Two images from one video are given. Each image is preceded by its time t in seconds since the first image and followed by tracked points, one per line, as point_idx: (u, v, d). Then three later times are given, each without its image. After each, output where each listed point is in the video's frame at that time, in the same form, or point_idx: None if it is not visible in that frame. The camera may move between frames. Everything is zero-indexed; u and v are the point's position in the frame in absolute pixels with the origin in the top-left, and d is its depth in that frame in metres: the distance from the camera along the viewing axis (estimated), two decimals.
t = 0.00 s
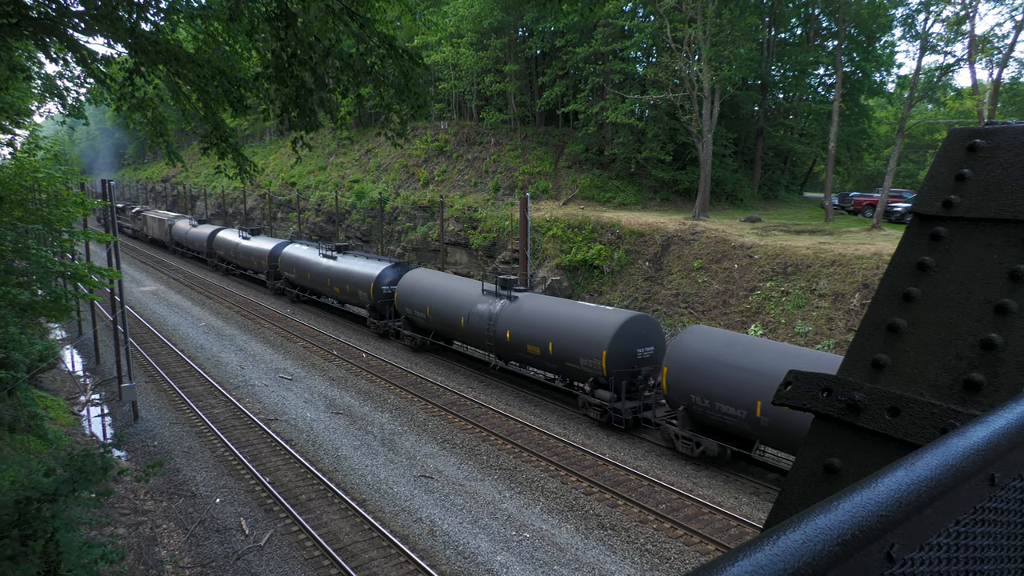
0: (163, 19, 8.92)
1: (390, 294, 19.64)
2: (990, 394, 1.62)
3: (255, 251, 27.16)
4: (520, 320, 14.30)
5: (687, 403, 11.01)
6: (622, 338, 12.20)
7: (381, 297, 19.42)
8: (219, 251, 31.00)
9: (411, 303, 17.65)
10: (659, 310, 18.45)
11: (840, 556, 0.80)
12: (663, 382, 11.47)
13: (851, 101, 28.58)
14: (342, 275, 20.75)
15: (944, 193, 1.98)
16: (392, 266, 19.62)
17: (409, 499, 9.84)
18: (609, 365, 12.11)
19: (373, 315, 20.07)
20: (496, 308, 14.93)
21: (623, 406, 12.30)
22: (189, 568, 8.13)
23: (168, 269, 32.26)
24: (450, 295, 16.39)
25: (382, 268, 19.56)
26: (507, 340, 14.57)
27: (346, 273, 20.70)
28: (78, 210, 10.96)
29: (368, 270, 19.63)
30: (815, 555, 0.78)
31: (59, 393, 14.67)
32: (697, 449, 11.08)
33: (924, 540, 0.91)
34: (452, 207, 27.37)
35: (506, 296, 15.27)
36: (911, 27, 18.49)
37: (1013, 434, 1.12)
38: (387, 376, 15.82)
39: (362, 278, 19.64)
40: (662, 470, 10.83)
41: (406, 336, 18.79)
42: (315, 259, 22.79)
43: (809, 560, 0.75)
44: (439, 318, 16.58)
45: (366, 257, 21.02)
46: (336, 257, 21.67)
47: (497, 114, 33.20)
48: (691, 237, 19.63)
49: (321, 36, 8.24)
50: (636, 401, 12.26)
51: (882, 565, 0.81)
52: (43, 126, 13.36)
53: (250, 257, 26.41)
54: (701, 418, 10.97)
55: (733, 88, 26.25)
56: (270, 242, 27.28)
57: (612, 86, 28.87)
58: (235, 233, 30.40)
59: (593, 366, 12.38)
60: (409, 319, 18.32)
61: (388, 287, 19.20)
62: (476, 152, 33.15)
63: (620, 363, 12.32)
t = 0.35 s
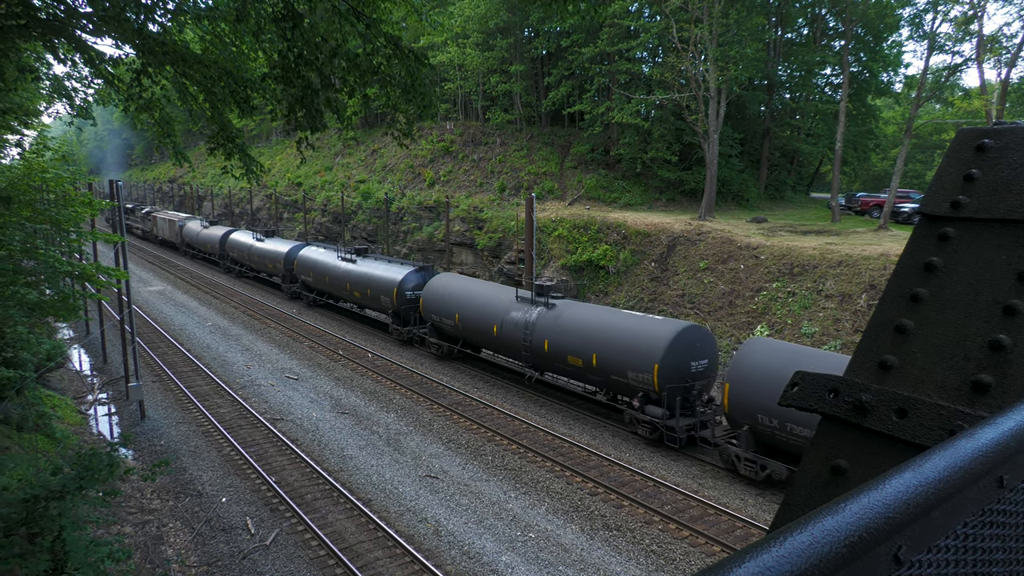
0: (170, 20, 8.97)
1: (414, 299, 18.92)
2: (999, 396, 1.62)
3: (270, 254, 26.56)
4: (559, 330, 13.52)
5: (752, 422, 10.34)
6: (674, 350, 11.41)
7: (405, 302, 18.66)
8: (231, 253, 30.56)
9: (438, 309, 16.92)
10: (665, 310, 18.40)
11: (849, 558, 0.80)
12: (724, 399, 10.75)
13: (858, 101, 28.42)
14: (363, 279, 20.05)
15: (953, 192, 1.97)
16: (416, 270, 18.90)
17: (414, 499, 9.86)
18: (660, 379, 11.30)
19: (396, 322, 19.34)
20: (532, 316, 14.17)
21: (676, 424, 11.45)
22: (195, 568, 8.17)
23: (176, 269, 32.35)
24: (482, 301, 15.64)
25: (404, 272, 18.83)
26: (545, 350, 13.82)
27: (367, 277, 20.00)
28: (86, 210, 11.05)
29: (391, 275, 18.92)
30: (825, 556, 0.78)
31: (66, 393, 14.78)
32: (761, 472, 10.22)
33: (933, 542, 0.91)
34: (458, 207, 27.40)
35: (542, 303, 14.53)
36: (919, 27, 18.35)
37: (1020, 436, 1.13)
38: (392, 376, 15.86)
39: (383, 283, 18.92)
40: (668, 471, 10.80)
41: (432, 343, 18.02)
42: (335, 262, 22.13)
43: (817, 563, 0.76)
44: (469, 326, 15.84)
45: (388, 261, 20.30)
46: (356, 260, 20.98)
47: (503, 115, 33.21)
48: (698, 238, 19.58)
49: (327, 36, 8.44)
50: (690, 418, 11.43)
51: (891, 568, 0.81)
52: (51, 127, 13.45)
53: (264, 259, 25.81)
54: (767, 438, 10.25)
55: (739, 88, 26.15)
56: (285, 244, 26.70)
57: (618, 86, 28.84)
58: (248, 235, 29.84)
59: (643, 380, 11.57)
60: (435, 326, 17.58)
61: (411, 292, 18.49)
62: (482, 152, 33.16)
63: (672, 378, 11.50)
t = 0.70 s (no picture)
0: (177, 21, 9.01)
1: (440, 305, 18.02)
2: (1007, 396, 1.62)
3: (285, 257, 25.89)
4: (603, 340, 12.68)
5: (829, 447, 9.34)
6: (737, 364, 10.53)
7: (430, 309, 17.78)
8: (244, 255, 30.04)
9: (467, 316, 16.10)
10: (671, 310, 18.36)
11: (858, 559, 0.79)
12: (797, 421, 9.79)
13: (866, 101, 28.27)
14: (385, 284, 19.28)
15: (961, 192, 1.96)
16: (442, 275, 17.97)
17: (420, 499, 9.89)
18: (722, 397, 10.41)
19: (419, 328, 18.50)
20: (572, 325, 13.34)
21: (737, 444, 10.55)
22: (202, 567, 8.22)
23: (184, 270, 32.49)
24: (515, 309, 14.82)
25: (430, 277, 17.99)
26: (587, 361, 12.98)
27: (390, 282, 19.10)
28: (94, 210, 11.12)
29: (415, 280, 18.13)
30: (833, 558, 0.78)
31: (74, 392, 14.89)
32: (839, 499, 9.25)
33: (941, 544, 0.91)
34: (464, 207, 27.44)
35: (582, 311, 13.70)
36: (927, 26, 18.23)
37: None
38: (398, 376, 15.91)
39: (407, 288, 18.13)
40: (673, 472, 10.78)
41: (460, 352, 17.14)
42: (355, 266, 21.39)
43: (824, 563, 0.76)
44: (501, 334, 15.01)
45: (411, 265, 19.51)
46: (377, 264, 20.23)
47: (509, 115, 33.23)
48: (704, 238, 19.53)
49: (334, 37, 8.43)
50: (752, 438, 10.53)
51: (898, 568, 0.82)
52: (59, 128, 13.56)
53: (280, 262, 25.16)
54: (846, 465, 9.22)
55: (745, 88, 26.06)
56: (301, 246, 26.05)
57: (624, 87, 28.81)
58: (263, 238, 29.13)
59: (701, 396, 10.70)
60: (462, 333, 16.75)
61: (437, 298, 17.62)
62: (487, 153, 33.17)
63: (735, 395, 10.61)
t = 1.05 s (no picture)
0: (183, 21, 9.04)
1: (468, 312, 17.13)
2: (1015, 397, 1.61)
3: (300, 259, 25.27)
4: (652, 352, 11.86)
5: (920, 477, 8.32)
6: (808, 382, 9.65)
7: (458, 316, 16.89)
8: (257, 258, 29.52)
9: (500, 324, 15.38)
10: (676, 310, 18.33)
11: (866, 559, 0.80)
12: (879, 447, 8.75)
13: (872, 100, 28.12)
14: (408, 289, 18.46)
15: (969, 192, 1.96)
16: (469, 279, 17.08)
17: (425, 498, 9.91)
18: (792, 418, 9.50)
19: (445, 335, 17.76)
20: (617, 336, 12.54)
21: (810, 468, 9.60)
22: (208, 566, 8.26)
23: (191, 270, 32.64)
24: (553, 316, 14.06)
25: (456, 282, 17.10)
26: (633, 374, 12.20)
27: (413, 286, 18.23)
28: (100, 210, 11.20)
29: (440, 286, 17.28)
30: (841, 558, 0.78)
31: (82, 392, 14.99)
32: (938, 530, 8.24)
33: (947, 545, 0.90)
34: (469, 207, 27.49)
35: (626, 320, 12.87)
36: (934, 25, 18.11)
37: None
38: (403, 376, 15.95)
39: (432, 294, 17.29)
40: (679, 472, 10.78)
41: (490, 362, 16.29)
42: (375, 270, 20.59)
43: (832, 563, 0.76)
44: (537, 344, 14.25)
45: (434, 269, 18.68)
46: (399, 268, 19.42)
47: (514, 115, 33.23)
48: (709, 238, 19.49)
49: (340, 38, 8.48)
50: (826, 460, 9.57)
51: (904, 570, 0.81)
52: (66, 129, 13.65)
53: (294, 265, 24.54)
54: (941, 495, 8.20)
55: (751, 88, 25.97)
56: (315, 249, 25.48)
57: (629, 87, 28.77)
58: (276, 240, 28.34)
59: (766, 416, 9.84)
60: (493, 341, 16.01)
61: (464, 304, 16.72)
62: (492, 153, 33.17)
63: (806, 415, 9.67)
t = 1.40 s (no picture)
0: (188, 23, 9.08)
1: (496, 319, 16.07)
2: (1021, 399, 1.61)
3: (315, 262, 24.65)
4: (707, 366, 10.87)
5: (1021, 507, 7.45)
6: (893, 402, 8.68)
7: (486, 323, 15.87)
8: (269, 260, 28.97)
9: (532, 333, 14.38)
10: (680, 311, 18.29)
11: (872, 559, 0.79)
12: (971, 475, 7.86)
13: (878, 100, 28.00)
14: (432, 295, 17.43)
15: (975, 192, 1.95)
16: (497, 284, 15.99)
17: (429, 498, 9.93)
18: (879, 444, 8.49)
19: (471, 343, 16.75)
20: (666, 347, 11.53)
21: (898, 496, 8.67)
22: (213, 565, 8.29)
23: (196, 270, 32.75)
24: (593, 325, 13.02)
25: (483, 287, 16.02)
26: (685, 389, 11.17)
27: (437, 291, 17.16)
28: (106, 210, 11.27)
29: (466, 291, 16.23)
30: (844, 557, 0.78)
31: (87, 391, 15.08)
32: None
33: (952, 546, 0.90)
34: (473, 207, 27.52)
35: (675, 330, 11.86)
36: (940, 25, 18.02)
37: None
38: (408, 376, 15.97)
39: (459, 300, 16.26)
40: (683, 472, 10.77)
41: (522, 373, 15.33)
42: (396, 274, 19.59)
43: (837, 564, 0.76)
44: (575, 355, 13.20)
45: (460, 273, 17.62)
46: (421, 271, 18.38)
47: (518, 115, 33.23)
48: (713, 238, 19.47)
49: (344, 38, 8.55)
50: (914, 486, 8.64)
51: (909, 570, 0.81)
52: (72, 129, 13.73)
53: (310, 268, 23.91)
54: None
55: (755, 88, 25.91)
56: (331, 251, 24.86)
57: (633, 87, 28.74)
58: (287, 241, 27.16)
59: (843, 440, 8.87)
60: (525, 350, 14.98)
61: (493, 311, 15.67)
62: (497, 153, 33.21)
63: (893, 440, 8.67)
